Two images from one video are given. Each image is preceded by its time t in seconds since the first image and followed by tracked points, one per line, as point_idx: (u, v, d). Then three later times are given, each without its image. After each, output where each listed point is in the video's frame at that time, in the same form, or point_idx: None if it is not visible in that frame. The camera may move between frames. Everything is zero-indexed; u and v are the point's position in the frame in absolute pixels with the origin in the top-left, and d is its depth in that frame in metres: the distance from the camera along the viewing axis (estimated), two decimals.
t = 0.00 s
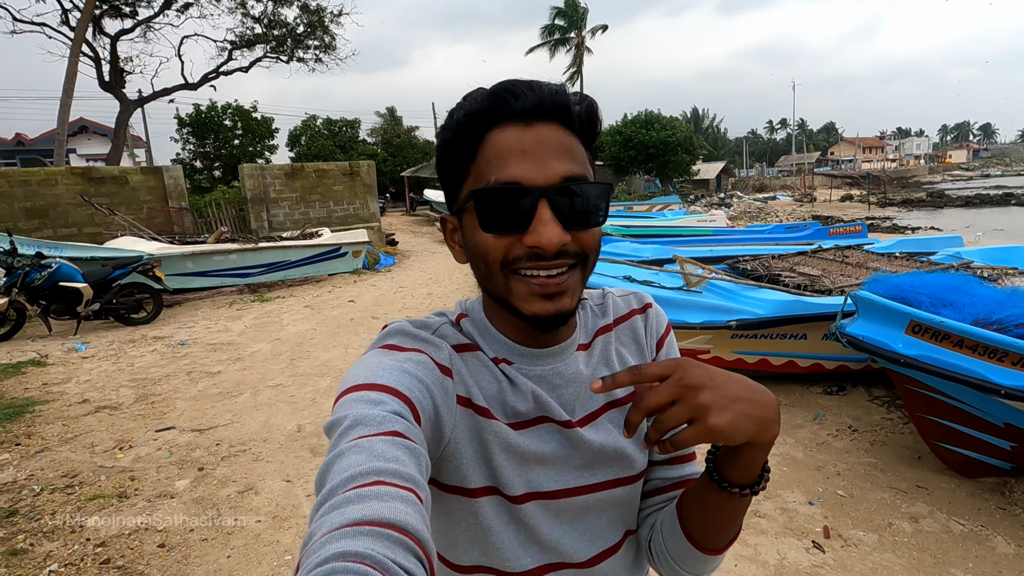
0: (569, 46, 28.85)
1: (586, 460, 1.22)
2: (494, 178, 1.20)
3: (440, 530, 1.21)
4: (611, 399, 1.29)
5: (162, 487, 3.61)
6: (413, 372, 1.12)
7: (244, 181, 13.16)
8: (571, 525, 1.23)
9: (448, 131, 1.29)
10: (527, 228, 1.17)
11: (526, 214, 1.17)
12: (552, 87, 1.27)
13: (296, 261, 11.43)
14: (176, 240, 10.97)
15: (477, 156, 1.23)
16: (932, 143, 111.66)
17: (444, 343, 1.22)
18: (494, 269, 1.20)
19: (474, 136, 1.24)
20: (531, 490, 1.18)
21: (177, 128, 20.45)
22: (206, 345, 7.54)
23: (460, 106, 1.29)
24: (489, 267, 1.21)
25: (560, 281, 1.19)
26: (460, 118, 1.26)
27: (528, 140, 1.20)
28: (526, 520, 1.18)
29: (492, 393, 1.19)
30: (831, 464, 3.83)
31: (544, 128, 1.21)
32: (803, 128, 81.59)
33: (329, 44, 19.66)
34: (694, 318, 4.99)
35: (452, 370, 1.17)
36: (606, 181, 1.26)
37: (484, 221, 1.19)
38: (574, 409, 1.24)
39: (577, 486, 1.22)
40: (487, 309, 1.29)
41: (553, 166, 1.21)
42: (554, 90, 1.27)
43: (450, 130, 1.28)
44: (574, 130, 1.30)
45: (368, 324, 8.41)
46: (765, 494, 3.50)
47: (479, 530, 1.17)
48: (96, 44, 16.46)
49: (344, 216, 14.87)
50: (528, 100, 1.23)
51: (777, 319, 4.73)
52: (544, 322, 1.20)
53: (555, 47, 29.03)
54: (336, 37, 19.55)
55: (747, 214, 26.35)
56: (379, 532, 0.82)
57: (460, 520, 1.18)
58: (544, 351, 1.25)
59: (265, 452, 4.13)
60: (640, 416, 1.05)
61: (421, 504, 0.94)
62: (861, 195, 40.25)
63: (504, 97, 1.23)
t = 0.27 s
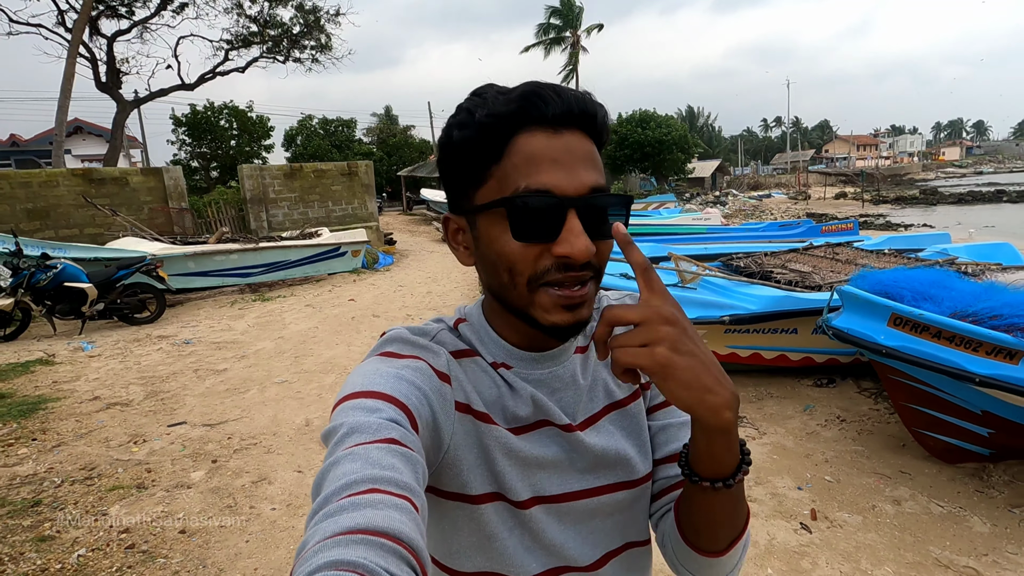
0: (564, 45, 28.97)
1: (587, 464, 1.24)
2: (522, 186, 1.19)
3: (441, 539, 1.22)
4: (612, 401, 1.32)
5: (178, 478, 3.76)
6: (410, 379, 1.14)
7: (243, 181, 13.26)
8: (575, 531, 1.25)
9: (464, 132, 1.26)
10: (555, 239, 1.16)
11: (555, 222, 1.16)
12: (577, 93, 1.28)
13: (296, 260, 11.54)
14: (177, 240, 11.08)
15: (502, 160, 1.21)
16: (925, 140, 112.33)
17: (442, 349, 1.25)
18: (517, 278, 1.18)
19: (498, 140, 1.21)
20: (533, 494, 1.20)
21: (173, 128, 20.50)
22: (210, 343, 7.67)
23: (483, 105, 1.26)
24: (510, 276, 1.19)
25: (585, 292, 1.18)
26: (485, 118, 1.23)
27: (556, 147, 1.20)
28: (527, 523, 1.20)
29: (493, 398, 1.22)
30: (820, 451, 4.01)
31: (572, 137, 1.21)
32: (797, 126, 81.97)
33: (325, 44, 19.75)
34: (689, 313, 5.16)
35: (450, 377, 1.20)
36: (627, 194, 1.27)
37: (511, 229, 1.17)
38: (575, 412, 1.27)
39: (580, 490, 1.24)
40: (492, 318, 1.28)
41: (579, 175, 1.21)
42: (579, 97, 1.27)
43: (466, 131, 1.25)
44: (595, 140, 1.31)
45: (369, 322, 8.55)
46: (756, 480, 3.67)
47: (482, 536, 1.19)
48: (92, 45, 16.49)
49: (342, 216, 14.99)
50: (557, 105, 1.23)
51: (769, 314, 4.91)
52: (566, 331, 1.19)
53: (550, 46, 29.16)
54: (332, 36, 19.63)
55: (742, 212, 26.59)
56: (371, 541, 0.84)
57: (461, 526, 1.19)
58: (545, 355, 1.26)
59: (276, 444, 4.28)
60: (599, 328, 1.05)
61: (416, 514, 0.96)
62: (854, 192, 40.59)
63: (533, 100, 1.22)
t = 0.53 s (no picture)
0: (564, 43, 29.04)
1: (572, 460, 1.18)
2: (523, 199, 1.07)
3: (421, 538, 1.15)
4: (595, 395, 1.28)
5: (195, 468, 3.90)
6: (388, 378, 1.06)
7: (247, 181, 13.39)
8: (561, 526, 1.18)
9: (460, 133, 1.12)
10: (555, 255, 1.05)
11: (561, 238, 1.06)
12: (580, 102, 1.17)
13: (300, 259, 11.67)
14: (183, 239, 11.23)
15: (501, 167, 1.08)
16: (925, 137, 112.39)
17: (422, 347, 1.18)
18: (513, 294, 1.09)
19: (498, 146, 1.08)
20: (517, 492, 1.13)
21: (176, 128, 20.62)
22: (218, 340, 7.81)
23: (483, 107, 1.12)
24: (508, 289, 1.09)
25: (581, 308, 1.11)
26: (486, 122, 1.09)
27: (562, 160, 1.09)
28: (512, 523, 1.13)
29: (473, 395, 1.15)
30: (814, 442, 4.14)
31: (577, 149, 1.11)
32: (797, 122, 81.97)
33: (326, 43, 19.85)
34: (687, 309, 5.30)
35: (430, 375, 1.13)
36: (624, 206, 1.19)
37: (514, 242, 1.06)
38: (558, 408, 1.20)
39: (565, 486, 1.17)
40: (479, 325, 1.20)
41: (584, 190, 1.11)
42: (582, 104, 1.17)
43: (464, 131, 1.12)
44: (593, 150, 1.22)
45: (373, 319, 8.70)
46: (752, 469, 3.81)
47: (464, 535, 1.12)
48: (95, 46, 16.58)
49: (345, 215, 15.12)
50: (563, 114, 1.12)
51: (765, 309, 5.05)
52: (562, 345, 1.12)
53: (550, 45, 29.23)
54: (333, 36, 19.73)
55: (741, 210, 26.74)
56: (347, 544, 0.78)
57: (441, 525, 1.13)
58: (529, 352, 1.21)
59: (287, 437, 4.42)
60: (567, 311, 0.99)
61: (396, 513, 0.89)
62: (853, 189, 40.71)
63: (539, 107, 1.11)
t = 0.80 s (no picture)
0: (570, 41, 29.04)
1: (563, 454, 1.10)
2: (513, 187, 1.05)
3: (404, 537, 1.06)
4: (587, 387, 1.20)
5: (205, 458, 3.99)
6: (377, 375, 0.99)
7: (254, 178, 13.50)
8: (551, 525, 1.09)
9: (450, 123, 1.09)
10: (544, 242, 1.02)
11: (550, 226, 1.03)
12: (570, 101, 1.16)
13: (305, 255, 11.76)
14: (191, 235, 11.35)
15: (491, 156, 1.05)
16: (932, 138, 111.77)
17: (409, 343, 1.10)
18: (501, 283, 1.04)
19: (488, 135, 1.06)
20: (507, 489, 1.05)
21: (183, 125, 20.77)
22: (225, 335, 7.91)
23: (474, 99, 1.10)
24: (496, 277, 1.04)
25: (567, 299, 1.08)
26: (476, 112, 1.07)
27: (551, 151, 1.07)
28: (502, 522, 1.04)
29: (460, 388, 1.07)
30: (813, 438, 4.19)
31: (566, 142, 1.09)
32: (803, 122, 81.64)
33: (332, 41, 19.94)
34: (689, 306, 5.35)
35: (418, 370, 1.05)
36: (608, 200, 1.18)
37: (503, 229, 1.03)
38: (547, 402, 1.13)
39: (555, 482, 1.08)
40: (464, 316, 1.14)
41: (572, 183, 1.09)
42: (571, 102, 1.16)
43: (454, 122, 1.09)
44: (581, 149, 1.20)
45: (378, 315, 8.79)
46: (751, 464, 3.87)
47: (448, 533, 1.03)
48: (105, 43, 16.72)
49: (350, 212, 15.23)
50: (553, 108, 1.10)
51: (767, 308, 5.09)
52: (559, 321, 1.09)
53: (556, 43, 29.25)
54: (340, 34, 19.82)
55: (746, 209, 26.73)
56: (342, 539, 0.72)
57: (426, 523, 1.04)
58: (519, 344, 1.13)
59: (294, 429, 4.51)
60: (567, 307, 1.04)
61: (391, 508, 0.84)
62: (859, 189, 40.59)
63: (530, 99, 1.09)
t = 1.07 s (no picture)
0: (575, 37, 28.93)
1: (560, 463, 1.09)
2: (509, 187, 1.08)
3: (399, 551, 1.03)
4: (582, 396, 1.20)
5: (211, 452, 4.05)
6: (374, 385, 0.97)
7: (259, 173, 13.55)
8: (549, 536, 1.08)
9: (447, 129, 1.13)
10: (540, 239, 1.04)
11: (544, 224, 1.06)
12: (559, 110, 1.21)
13: (310, 251, 11.81)
14: (197, 229, 11.42)
15: (487, 158, 1.09)
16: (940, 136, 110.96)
17: (404, 354, 1.08)
18: (500, 279, 1.06)
19: (483, 139, 1.10)
20: (506, 499, 1.03)
21: (189, 119, 20.84)
22: (230, 329, 7.98)
23: (468, 107, 1.15)
24: (494, 275, 1.06)
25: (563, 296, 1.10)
26: (472, 117, 1.11)
27: (543, 154, 1.11)
28: (501, 533, 1.03)
29: (458, 398, 1.06)
30: (812, 438, 4.22)
31: (556, 147, 1.14)
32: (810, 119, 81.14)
33: (338, 36, 19.94)
34: (690, 306, 5.36)
35: (415, 381, 1.04)
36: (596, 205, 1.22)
37: (500, 228, 1.05)
38: (544, 410, 1.12)
39: (554, 492, 1.07)
40: (461, 320, 1.15)
41: (564, 185, 1.12)
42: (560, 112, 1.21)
43: (451, 128, 1.13)
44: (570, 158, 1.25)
45: (382, 311, 8.84)
46: (750, 463, 3.91)
47: (446, 545, 1.02)
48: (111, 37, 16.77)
49: (355, 207, 15.28)
50: (544, 116, 1.15)
51: (768, 307, 5.11)
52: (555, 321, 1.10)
53: (562, 39, 29.16)
54: (345, 28, 19.82)
55: (751, 207, 26.65)
56: (344, 550, 0.71)
57: (423, 536, 1.02)
58: (516, 351, 1.13)
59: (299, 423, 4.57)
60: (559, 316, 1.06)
61: (390, 519, 0.83)
62: (865, 188, 40.38)
63: (521, 106, 1.13)
